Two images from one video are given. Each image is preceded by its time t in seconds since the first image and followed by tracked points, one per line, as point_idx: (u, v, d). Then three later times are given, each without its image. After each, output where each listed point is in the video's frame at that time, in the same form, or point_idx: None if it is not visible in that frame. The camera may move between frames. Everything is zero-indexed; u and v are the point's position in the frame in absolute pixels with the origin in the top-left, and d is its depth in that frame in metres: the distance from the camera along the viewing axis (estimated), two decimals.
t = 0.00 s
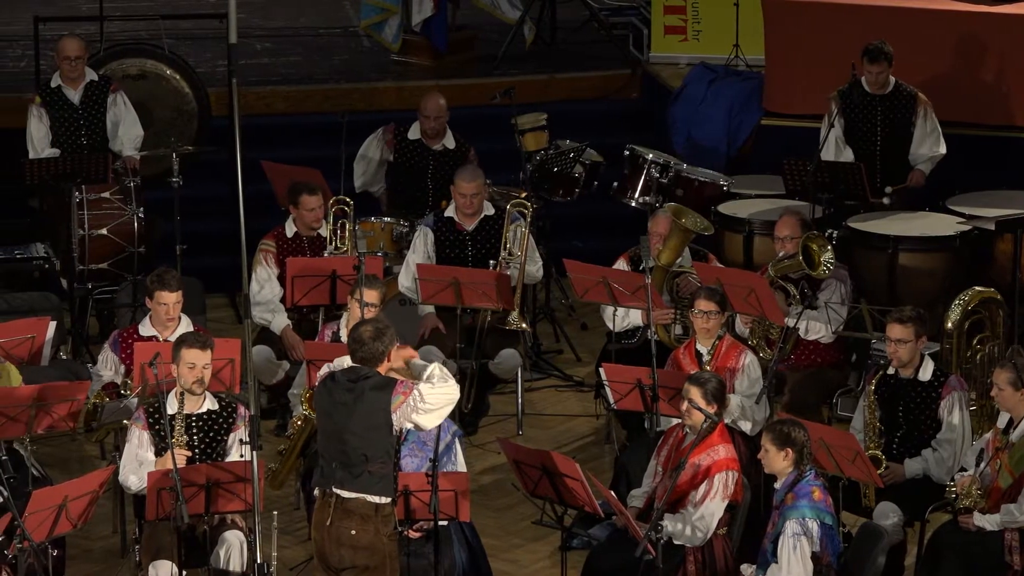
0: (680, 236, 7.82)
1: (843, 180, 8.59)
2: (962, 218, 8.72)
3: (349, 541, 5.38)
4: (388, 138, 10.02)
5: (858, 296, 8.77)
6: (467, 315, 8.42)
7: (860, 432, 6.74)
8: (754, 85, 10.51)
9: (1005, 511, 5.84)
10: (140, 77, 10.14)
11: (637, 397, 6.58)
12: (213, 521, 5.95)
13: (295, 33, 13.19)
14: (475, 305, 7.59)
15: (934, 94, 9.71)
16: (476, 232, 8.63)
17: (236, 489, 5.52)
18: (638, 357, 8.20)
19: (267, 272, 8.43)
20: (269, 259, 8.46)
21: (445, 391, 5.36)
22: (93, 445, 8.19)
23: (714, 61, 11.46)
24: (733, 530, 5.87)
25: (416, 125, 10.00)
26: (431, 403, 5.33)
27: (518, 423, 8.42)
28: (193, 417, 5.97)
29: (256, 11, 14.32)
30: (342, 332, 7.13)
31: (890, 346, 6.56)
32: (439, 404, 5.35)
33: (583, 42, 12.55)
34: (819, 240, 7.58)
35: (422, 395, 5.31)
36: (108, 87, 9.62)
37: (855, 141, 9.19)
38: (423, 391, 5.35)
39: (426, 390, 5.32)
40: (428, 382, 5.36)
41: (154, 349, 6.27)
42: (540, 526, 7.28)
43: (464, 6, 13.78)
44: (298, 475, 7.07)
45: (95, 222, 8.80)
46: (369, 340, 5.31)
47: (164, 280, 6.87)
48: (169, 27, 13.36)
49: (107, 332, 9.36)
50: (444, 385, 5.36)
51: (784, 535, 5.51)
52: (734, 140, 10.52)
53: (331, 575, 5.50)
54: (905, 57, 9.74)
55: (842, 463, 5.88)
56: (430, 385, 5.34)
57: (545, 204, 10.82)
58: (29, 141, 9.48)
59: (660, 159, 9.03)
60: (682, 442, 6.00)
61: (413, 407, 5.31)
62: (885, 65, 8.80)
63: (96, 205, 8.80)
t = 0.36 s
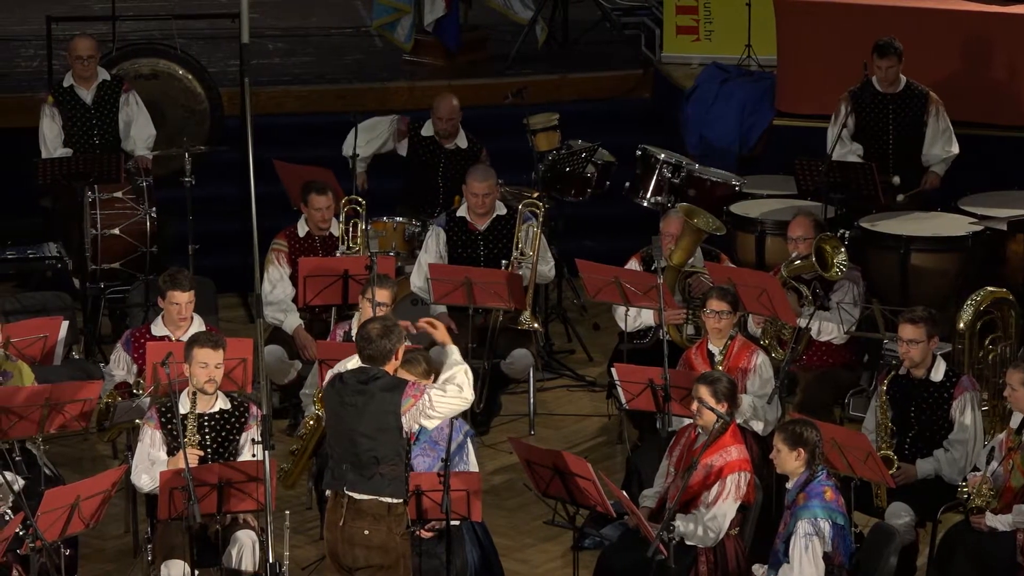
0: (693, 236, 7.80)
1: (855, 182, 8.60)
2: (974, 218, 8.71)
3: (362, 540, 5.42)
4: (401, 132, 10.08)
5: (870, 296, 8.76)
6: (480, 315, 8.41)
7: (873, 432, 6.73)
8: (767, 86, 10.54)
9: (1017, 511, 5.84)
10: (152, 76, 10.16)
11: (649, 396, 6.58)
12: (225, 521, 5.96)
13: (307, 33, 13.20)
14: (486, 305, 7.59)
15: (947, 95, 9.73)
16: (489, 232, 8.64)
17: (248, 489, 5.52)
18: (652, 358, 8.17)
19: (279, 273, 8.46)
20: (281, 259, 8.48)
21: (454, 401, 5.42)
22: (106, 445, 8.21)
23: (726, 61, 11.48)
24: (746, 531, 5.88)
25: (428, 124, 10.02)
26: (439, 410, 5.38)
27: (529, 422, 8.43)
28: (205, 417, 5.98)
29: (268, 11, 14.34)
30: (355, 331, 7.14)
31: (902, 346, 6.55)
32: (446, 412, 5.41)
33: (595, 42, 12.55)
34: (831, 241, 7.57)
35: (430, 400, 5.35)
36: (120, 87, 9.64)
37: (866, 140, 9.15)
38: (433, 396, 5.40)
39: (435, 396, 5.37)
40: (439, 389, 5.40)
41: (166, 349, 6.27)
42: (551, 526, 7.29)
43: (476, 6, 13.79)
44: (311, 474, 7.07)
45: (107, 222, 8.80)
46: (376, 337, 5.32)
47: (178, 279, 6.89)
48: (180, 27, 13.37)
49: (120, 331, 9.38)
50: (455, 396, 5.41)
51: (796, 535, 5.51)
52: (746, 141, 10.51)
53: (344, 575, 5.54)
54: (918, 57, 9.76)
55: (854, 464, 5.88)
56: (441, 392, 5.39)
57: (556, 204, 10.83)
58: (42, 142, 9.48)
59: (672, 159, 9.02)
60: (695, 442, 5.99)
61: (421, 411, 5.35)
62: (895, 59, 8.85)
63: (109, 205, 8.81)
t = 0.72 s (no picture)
0: (709, 236, 7.80)
1: (871, 182, 8.58)
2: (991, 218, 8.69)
3: (373, 540, 5.39)
4: (413, 146, 9.98)
5: (886, 296, 8.75)
6: (496, 315, 8.40)
7: (888, 433, 6.71)
8: (783, 86, 10.47)
9: None
10: (168, 77, 10.20)
11: (665, 398, 6.59)
12: (240, 521, 5.97)
13: (323, 33, 13.22)
14: (502, 305, 7.60)
15: (963, 95, 9.72)
16: (504, 232, 8.65)
17: (264, 489, 5.54)
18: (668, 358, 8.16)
19: (294, 273, 8.49)
20: (297, 259, 8.51)
21: (468, 410, 5.32)
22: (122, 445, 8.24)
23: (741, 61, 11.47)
24: (761, 532, 5.88)
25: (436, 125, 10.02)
26: (451, 416, 5.30)
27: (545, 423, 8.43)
28: (220, 417, 6.00)
29: (284, 10, 14.36)
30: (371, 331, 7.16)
31: (918, 347, 6.54)
32: (460, 421, 5.33)
33: (611, 42, 12.55)
34: (849, 243, 7.52)
35: (442, 405, 5.27)
36: (136, 87, 9.68)
37: (882, 140, 9.14)
38: (448, 401, 5.31)
39: (449, 403, 5.29)
40: (457, 397, 5.33)
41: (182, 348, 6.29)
42: (567, 527, 7.30)
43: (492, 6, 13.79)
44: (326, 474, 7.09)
45: (123, 221, 8.83)
46: (392, 338, 5.35)
47: (193, 280, 6.91)
48: (197, 27, 13.40)
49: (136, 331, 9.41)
50: (471, 407, 5.32)
51: (811, 536, 5.50)
52: (762, 140, 10.48)
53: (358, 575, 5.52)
54: (935, 57, 9.76)
55: (871, 464, 5.87)
56: (457, 398, 5.32)
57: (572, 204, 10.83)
58: (58, 141, 9.56)
59: (688, 159, 9.00)
60: (711, 442, 5.99)
61: (433, 414, 5.28)
62: (909, 56, 8.84)
63: (125, 204, 8.84)
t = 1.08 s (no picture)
0: (721, 237, 7.78)
1: (885, 181, 8.55)
2: (1004, 219, 8.68)
3: (386, 536, 5.39)
4: (422, 151, 9.97)
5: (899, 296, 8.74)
6: (509, 315, 8.46)
7: (901, 433, 6.73)
8: (797, 86, 10.42)
9: None
10: (181, 76, 10.23)
11: (678, 397, 6.59)
12: (254, 520, 5.98)
13: (336, 33, 13.23)
14: (515, 305, 7.61)
15: (975, 94, 9.70)
16: (517, 232, 8.66)
17: (278, 488, 5.55)
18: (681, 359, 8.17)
19: (308, 272, 8.50)
20: (311, 259, 8.53)
21: (479, 392, 5.25)
22: (135, 444, 8.25)
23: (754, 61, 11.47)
24: (774, 531, 5.86)
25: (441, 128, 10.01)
26: (465, 403, 5.23)
27: (558, 423, 8.44)
28: (233, 416, 6.02)
29: (298, 10, 14.38)
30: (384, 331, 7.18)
31: (931, 347, 6.52)
32: (474, 405, 5.25)
33: (624, 42, 12.54)
34: (863, 243, 7.49)
35: (454, 394, 5.22)
36: (149, 86, 9.70)
37: (895, 141, 9.15)
38: (460, 389, 5.25)
39: (459, 390, 5.22)
40: (467, 381, 5.27)
41: (195, 348, 6.31)
42: (580, 526, 7.30)
43: (505, 6, 13.79)
44: (340, 474, 7.10)
45: (136, 221, 8.85)
46: (406, 336, 5.35)
47: (206, 279, 6.93)
48: (210, 27, 13.42)
49: (150, 331, 9.43)
50: (484, 388, 5.25)
51: (825, 536, 5.50)
52: (775, 141, 10.46)
53: (371, 572, 5.52)
54: (948, 56, 9.74)
55: (883, 465, 5.86)
56: (468, 383, 5.25)
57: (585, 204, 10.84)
58: (72, 140, 9.58)
59: (701, 159, 8.98)
60: (724, 442, 5.98)
61: (445, 404, 5.23)
62: (923, 53, 8.80)
63: (138, 204, 8.86)
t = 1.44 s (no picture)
0: (733, 237, 7.80)
1: (897, 181, 8.55)
2: (1017, 219, 8.66)
3: (395, 539, 5.39)
4: (432, 154, 9.97)
5: (912, 297, 8.72)
6: (521, 315, 8.45)
7: (913, 433, 6.72)
8: (809, 86, 10.42)
9: None
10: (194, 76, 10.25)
11: (690, 397, 6.59)
12: (266, 520, 5.99)
13: (348, 33, 13.24)
14: (527, 305, 7.61)
15: (988, 93, 9.68)
16: (530, 232, 8.66)
17: (289, 488, 5.56)
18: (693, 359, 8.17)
19: (320, 272, 8.51)
20: (323, 259, 8.54)
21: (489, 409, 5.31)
22: (147, 444, 8.27)
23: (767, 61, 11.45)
24: (786, 531, 5.87)
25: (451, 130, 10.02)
26: (476, 417, 5.28)
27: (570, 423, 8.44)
28: (245, 416, 6.03)
29: (310, 10, 14.39)
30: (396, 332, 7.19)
31: (943, 347, 6.52)
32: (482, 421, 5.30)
33: (636, 42, 12.53)
34: (875, 243, 7.50)
35: (467, 406, 5.26)
36: (162, 86, 9.72)
37: (907, 139, 9.10)
38: (472, 401, 5.30)
39: (472, 403, 5.27)
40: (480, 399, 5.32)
41: (206, 347, 6.33)
42: (592, 527, 7.30)
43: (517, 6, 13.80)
44: (352, 474, 7.10)
45: (149, 221, 8.86)
46: (419, 338, 5.35)
47: (218, 279, 6.95)
48: (223, 27, 13.44)
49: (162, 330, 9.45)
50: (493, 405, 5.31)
51: (837, 536, 5.49)
52: (788, 142, 10.45)
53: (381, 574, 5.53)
54: (960, 56, 9.71)
55: (896, 465, 5.85)
56: (481, 399, 5.30)
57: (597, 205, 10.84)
58: (84, 140, 9.60)
59: (714, 159, 8.98)
60: (736, 442, 5.98)
61: (457, 415, 5.28)
62: (935, 52, 8.80)
63: (151, 204, 8.88)
